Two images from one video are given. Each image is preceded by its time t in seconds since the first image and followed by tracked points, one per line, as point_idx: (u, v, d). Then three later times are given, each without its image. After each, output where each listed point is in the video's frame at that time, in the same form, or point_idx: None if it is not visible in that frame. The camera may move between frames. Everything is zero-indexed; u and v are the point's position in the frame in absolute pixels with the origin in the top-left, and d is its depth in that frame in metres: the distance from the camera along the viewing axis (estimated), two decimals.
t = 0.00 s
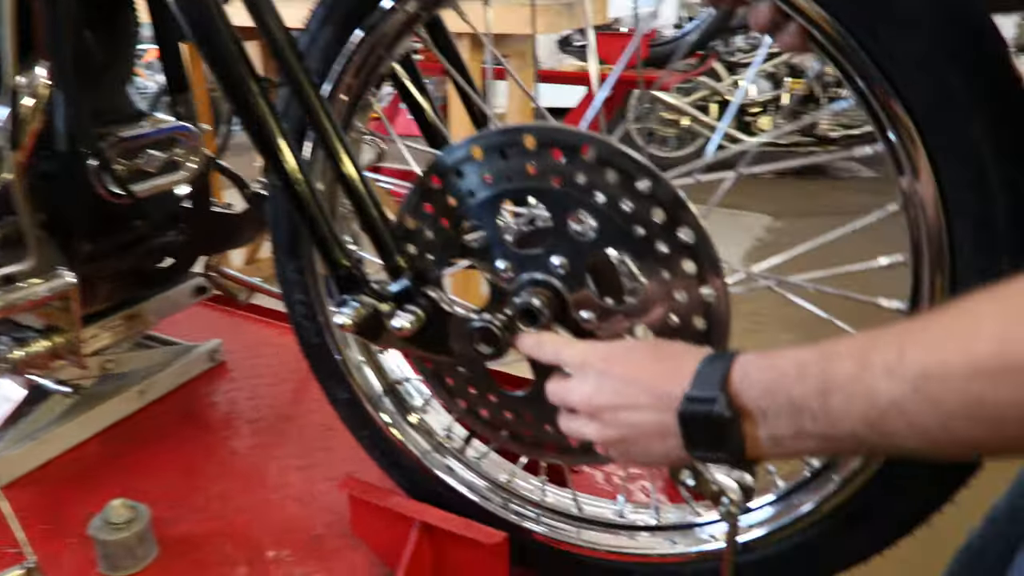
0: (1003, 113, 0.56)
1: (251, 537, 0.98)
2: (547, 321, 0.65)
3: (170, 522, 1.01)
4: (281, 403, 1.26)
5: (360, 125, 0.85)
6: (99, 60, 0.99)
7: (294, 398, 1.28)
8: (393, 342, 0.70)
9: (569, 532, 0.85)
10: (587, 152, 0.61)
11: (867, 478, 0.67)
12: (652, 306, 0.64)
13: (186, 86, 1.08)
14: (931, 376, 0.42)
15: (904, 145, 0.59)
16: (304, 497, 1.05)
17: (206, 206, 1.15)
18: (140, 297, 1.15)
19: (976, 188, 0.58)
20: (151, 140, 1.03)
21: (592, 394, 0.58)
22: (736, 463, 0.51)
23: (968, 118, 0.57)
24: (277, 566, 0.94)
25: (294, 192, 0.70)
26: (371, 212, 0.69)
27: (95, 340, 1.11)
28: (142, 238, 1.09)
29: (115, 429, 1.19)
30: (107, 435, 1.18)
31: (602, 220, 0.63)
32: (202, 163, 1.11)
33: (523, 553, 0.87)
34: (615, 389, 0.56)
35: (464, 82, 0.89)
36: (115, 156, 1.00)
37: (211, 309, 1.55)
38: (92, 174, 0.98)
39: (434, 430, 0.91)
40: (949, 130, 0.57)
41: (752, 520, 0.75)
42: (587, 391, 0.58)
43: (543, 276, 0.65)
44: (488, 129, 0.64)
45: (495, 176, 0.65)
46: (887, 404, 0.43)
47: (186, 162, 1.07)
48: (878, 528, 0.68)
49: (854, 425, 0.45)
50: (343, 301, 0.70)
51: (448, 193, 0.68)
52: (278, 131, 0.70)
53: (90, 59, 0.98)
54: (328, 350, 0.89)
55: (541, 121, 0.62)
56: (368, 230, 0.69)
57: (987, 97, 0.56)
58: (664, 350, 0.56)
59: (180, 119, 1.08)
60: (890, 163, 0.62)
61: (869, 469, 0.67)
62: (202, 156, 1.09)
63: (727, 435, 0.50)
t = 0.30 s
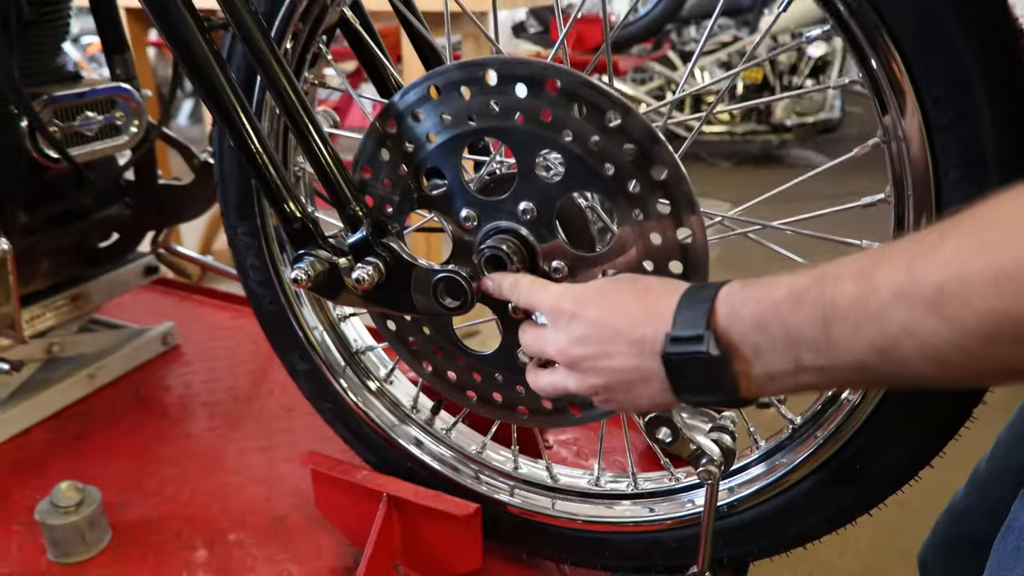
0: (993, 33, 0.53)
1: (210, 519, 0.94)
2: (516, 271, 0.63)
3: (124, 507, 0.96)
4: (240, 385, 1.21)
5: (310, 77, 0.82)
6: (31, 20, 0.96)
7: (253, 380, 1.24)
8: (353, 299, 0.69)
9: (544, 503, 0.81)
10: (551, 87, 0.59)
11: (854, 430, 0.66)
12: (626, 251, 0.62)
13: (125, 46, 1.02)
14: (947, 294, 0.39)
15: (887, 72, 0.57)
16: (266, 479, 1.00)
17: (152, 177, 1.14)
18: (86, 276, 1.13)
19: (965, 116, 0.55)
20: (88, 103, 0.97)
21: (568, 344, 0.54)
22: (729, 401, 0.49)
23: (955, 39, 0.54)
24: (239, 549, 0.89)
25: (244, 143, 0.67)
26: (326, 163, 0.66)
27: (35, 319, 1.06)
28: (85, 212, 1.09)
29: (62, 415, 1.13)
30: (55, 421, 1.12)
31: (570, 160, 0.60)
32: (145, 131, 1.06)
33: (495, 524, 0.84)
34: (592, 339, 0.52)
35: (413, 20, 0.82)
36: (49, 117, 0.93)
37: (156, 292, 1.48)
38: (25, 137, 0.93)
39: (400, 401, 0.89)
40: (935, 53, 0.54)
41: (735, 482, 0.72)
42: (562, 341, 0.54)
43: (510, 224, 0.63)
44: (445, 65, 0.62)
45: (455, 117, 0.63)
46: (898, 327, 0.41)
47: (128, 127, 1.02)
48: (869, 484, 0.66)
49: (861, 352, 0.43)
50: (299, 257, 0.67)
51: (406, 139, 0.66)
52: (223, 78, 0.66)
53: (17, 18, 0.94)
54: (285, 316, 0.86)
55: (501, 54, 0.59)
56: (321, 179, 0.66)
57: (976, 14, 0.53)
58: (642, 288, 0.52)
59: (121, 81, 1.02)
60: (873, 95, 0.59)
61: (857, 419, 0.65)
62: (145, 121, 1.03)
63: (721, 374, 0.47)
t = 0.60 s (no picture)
0: (989, 15, 0.52)
1: (197, 517, 0.92)
2: (503, 260, 0.61)
3: (111, 505, 0.94)
4: (230, 382, 1.20)
5: (296, 66, 0.82)
6: (11, 10, 0.95)
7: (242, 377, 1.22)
8: (339, 291, 0.68)
9: (535, 498, 0.80)
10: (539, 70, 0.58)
11: (846, 422, 0.65)
12: (616, 239, 0.61)
13: (109, 38, 1.01)
14: (951, 283, 0.38)
15: (881, 55, 0.56)
16: (255, 476, 0.99)
17: (138, 172, 1.14)
18: (72, 272, 1.12)
19: (959, 100, 0.54)
20: (70, 93, 0.96)
21: (562, 348, 0.53)
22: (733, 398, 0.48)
23: (951, 22, 0.53)
24: (227, 547, 0.88)
25: (228, 132, 0.66)
26: (311, 152, 0.65)
27: (19, 315, 1.04)
28: (70, 206, 1.08)
29: (48, 413, 1.12)
30: (40, 419, 1.10)
31: (558, 146, 0.60)
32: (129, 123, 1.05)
33: (486, 521, 0.83)
34: (585, 341, 0.51)
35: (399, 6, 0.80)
36: (30, 109, 0.92)
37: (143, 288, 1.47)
38: (5, 129, 0.91)
39: (388, 395, 0.88)
40: (931, 37, 0.54)
41: (727, 475, 0.71)
42: (556, 346, 0.53)
43: (499, 213, 0.63)
44: (431, 50, 0.61)
45: (442, 102, 0.62)
46: (900, 317, 0.40)
47: (112, 118, 1.00)
48: (863, 476, 0.65)
49: (863, 342, 0.42)
50: (284, 247, 0.66)
51: (392, 127, 0.65)
52: (205, 64, 0.65)
53: None
54: (272, 308, 0.85)
55: (488, 38, 0.58)
56: (306, 167, 0.66)
57: None
58: (632, 284, 0.51)
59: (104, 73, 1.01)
60: (867, 81, 0.58)
61: (848, 410, 0.65)
62: (129, 112, 1.02)
63: (718, 367, 0.46)
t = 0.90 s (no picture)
0: (975, 13, 0.52)
1: (189, 517, 0.92)
2: (492, 260, 0.61)
3: (102, 506, 0.94)
4: (222, 381, 1.19)
5: (284, 65, 0.81)
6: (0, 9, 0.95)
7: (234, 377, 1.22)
8: (328, 290, 0.67)
9: (526, 497, 0.80)
10: (527, 69, 0.58)
11: (834, 420, 0.65)
12: (605, 238, 0.61)
13: (98, 36, 1.00)
14: (934, 280, 0.38)
15: (867, 53, 0.56)
16: (247, 476, 0.99)
17: (128, 172, 1.13)
18: (62, 273, 1.12)
19: (945, 98, 0.54)
20: (59, 93, 0.95)
21: (550, 343, 0.53)
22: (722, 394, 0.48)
23: (937, 20, 0.53)
24: (218, 547, 0.88)
25: (216, 132, 0.66)
26: (299, 151, 0.65)
27: (10, 315, 1.05)
28: (60, 207, 1.08)
29: (39, 414, 1.11)
30: (31, 420, 1.10)
31: (546, 144, 0.60)
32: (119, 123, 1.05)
33: (478, 520, 0.83)
34: (574, 337, 0.51)
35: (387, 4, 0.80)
36: (19, 107, 0.92)
37: (135, 287, 1.46)
38: None
39: (379, 395, 0.87)
40: (917, 34, 0.54)
41: (718, 473, 0.72)
42: (544, 341, 0.53)
43: (487, 212, 0.63)
44: (419, 48, 0.61)
45: (430, 101, 0.62)
46: (884, 314, 0.40)
47: (102, 118, 1.00)
48: (852, 473, 0.66)
49: (848, 338, 0.42)
50: (272, 246, 0.66)
51: (380, 126, 0.65)
52: (192, 64, 0.65)
53: None
54: (262, 307, 0.85)
55: (475, 37, 0.58)
56: (294, 167, 0.65)
57: None
58: (622, 279, 0.51)
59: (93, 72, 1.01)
60: (854, 79, 0.58)
61: (837, 409, 0.65)
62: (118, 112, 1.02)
63: (705, 365, 0.46)
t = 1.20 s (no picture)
0: (969, 15, 0.53)
1: (189, 517, 0.92)
2: (492, 259, 0.62)
3: (102, 506, 0.94)
4: (221, 381, 1.20)
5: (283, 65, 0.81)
6: None
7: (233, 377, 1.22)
8: (328, 290, 0.68)
9: (525, 496, 0.81)
10: (528, 70, 0.58)
11: (832, 417, 0.66)
12: (605, 237, 0.61)
13: (97, 38, 1.00)
14: (930, 278, 0.39)
15: (863, 53, 0.56)
16: (247, 476, 0.99)
17: (127, 172, 1.14)
18: (61, 274, 1.13)
19: (940, 99, 0.55)
20: (59, 94, 0.96)
21: (549, 339, 0.53)
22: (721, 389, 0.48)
23: (931, 22, 0.54)
24: (218, 547, 0.88)
25: (217, 132, 0.66)
26: (300, 151, 0.66)
27: (9, 316, 1.06)
28: (59, 207, 1.09)
29: (37, 414, 1.11)
30: (30, 420, 1.10)
31: (546, 144, 0.60)
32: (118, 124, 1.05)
33: (478, 518, 0.83)
34: (573, 336, 0.51)
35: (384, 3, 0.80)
36: (19, 108, 0.92)
37: (133, 288, 1.46)
38: None
39: (379, 395, 0.88)
40: (912, 36, 0.54)
41: (716, 471, 0.72)
42: (544, 338, 0.53)
43: (488, 211, 0.63)
44: (420, 50, 0.61)
45: (430, 102, 0.62)
46: (881, 312, 0.41)
47: (101, 119, 1.00)
48: (849, 470, 0.66)
49: (846, 335, 0.42)
50: (272, 247, 0.66)
51: (380, 126, 0.65)
52: (193, 65, 0.65)
53: None
54: (262, 308, 0.86)
55: (476, 38, 0.59)
56: (295, 167, 0.66)
57: None
58: (622, 276, 0.51)
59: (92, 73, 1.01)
60: (850, 80, 0.59)
61: (834, 406, 0.65)
62: (117, 113, 1.02)
63: (705, 362, 0.47)
